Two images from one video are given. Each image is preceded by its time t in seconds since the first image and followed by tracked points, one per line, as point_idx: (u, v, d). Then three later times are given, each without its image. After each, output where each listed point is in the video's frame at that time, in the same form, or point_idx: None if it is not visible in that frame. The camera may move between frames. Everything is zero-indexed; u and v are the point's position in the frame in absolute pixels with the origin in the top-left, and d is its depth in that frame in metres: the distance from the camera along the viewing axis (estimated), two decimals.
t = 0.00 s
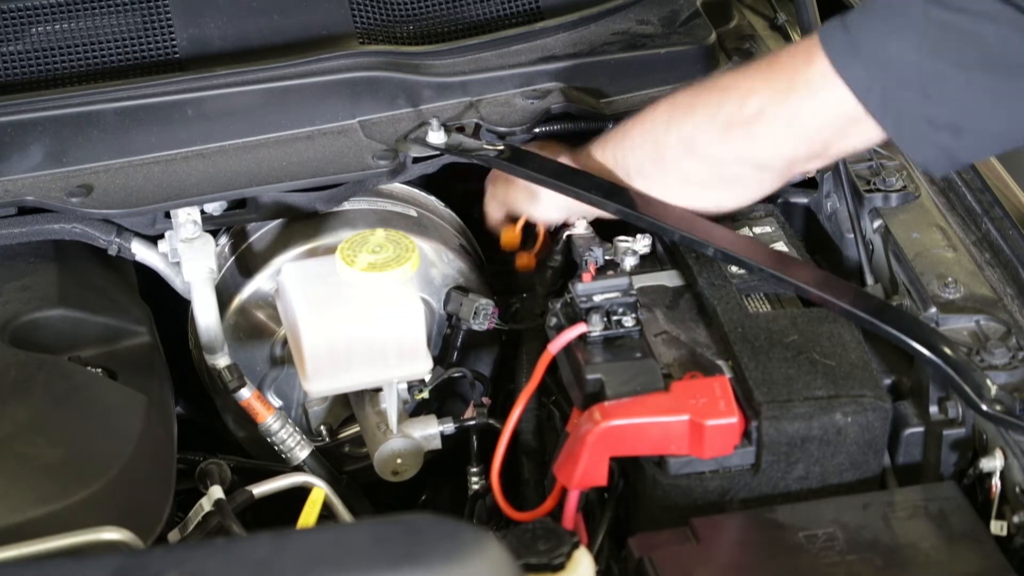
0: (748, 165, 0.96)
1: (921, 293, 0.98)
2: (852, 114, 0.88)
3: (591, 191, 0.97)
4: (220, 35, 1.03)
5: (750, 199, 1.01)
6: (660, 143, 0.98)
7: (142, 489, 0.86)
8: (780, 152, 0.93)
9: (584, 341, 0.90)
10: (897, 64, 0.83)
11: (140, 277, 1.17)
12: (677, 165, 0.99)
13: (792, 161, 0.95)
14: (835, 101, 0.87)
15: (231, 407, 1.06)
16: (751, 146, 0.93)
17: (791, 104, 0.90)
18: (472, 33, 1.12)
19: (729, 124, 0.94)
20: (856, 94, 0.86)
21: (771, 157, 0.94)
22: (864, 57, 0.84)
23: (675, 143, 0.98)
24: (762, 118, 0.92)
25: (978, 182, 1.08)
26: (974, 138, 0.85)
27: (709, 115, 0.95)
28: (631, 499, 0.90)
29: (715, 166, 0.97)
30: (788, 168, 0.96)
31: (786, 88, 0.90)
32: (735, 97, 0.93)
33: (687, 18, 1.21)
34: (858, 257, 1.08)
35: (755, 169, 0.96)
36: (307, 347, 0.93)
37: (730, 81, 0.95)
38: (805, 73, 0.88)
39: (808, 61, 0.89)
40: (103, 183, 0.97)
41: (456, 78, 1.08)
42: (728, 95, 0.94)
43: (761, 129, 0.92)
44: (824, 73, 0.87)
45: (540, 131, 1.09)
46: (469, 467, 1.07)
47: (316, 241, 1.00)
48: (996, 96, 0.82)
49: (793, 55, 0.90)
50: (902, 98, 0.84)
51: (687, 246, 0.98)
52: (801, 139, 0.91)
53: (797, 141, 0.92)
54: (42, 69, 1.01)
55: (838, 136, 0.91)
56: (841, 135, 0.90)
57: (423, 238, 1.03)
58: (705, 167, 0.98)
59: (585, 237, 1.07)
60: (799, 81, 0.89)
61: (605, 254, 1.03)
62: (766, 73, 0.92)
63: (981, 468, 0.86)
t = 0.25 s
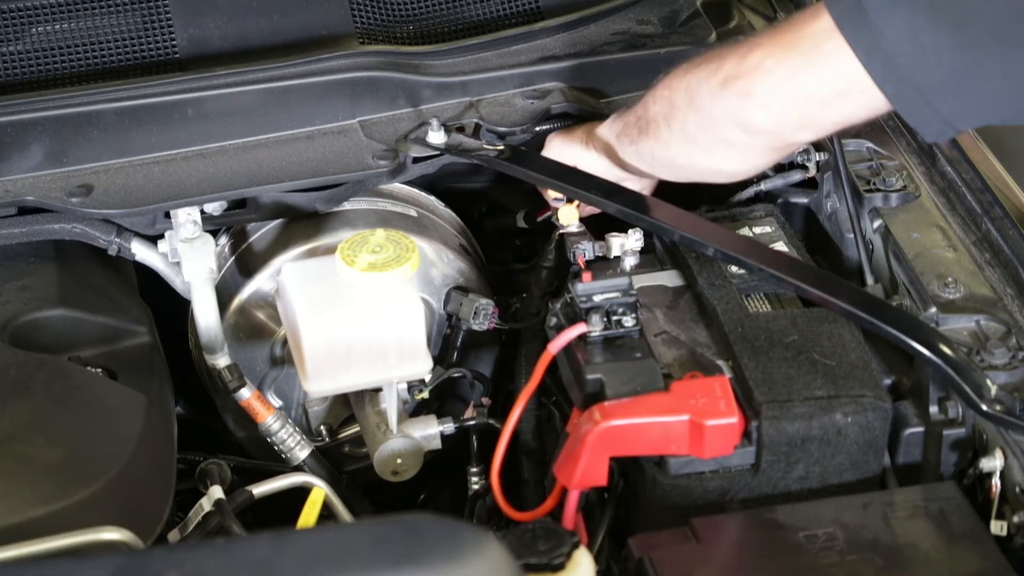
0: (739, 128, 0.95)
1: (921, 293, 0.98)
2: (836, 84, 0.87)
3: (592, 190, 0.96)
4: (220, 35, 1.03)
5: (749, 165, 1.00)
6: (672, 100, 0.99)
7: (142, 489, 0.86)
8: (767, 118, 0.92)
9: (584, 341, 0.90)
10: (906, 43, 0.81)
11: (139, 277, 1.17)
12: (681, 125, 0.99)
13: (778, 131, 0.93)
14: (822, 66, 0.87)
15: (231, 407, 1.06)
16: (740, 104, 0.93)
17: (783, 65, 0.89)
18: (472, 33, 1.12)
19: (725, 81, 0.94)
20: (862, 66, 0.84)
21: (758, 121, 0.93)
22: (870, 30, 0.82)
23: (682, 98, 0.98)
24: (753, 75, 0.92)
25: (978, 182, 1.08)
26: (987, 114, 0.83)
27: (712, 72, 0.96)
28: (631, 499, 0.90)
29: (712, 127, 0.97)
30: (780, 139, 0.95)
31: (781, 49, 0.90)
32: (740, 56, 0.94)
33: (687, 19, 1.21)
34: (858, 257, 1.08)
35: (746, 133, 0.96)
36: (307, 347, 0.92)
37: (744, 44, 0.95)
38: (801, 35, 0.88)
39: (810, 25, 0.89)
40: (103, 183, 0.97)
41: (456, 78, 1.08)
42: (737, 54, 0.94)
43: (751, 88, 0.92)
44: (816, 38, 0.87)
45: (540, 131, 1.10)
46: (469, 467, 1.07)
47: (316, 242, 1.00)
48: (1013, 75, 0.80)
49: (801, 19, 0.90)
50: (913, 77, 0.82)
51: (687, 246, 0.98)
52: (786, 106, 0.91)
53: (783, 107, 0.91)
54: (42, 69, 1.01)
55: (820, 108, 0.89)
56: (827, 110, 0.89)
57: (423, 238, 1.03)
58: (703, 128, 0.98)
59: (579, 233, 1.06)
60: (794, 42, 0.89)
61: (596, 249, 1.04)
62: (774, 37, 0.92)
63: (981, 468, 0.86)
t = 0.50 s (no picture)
0: (739, 144, 0.93)
1: (921, 293, 0.98)
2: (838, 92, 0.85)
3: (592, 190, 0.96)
4: (220, 35, 1.03)
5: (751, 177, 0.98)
6: (674, 112, 0.98)
7: (142, 489, 0.86)
8: (768, 131, 0.90)
9: (584, 341, 0.90)
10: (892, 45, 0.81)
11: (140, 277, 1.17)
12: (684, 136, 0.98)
13: (779, 145, 0.91)
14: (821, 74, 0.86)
15: (231, 407, 1.06)
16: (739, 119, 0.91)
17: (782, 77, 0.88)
18: (472, 33, 1.12)
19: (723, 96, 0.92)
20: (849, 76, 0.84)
21: (758, 136, 0.91)
22: (851, 40, 0.82)
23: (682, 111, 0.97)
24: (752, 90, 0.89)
25: (978, 182, 1.08)
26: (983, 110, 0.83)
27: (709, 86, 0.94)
28: (631, 499, 0.90)
29: (714, 141, 0.95)
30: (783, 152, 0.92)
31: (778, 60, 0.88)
32: (736, 69, 0.92)
33: (687, 19, 1.21)
34: (858, 257, 1.08)
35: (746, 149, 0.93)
36: (307, 347, 0.93)
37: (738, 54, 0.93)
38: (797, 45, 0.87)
39: (806, 35, 0.87)
40: (103, 183, 0.97)
41: (456, 78, 1.08)
42: (734, 67, 0.92)
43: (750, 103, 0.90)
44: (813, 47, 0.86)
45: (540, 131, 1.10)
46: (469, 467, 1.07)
47: (316, 242, 1.00)
48: (995, 75, 0.81)
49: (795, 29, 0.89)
50: (903, 80, 0.82)
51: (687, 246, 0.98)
52: (788, 118, 0.89)
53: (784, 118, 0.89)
54: (42, 69, 1.01)
55: (822, 117, 0.88)
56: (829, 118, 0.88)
57: (424, 238, 1.03)
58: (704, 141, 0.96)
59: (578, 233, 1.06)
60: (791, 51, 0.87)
61: (596, 249, 1.04)
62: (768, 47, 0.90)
63: (981, 468, 0.86)
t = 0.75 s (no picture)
0: (738, 163, 0.98)
1: (921, 293, 0.98)
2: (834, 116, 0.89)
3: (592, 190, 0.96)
4: (220, 35, 1.03)
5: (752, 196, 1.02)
6: (674, 128, 1.01)
7: (142, 489, 0.86)
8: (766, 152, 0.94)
9: (584, 341, 0.90)
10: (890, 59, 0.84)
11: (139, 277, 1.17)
12: (686, 154, 1.01)
13: (779, 163, 0.95)
14: (818, 99, 0.88)
15: (231, 407, 1.06)
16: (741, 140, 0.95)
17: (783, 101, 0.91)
18: (472, 33, 1.12)
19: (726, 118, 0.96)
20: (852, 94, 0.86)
21: (757, 156, 0.95)
22: (846, 56, 0.86)
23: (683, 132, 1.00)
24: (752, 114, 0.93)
25: (978, 182, 1.08)
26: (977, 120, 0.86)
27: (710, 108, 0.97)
28: (631, 499, 0.90)
29: (716, 159, 0.99)
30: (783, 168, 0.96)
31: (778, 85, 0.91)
32: (737, 90, 0.95)
33: (687, 18, 1.21)
34: (858, 257, 1.08)
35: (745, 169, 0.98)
36: (307, 347, 0.93)
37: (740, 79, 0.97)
38: (794, 69, 0.90)
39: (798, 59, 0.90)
40: (103, 183, 0.97)
41: (456, 78, 1.08)
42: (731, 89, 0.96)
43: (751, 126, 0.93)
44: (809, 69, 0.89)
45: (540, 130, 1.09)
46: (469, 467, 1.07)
47: (316, 242, 1.00)
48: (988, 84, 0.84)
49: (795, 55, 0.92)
50: (902, 95, 0.85)
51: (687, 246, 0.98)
52: (785, 139, 0.92)
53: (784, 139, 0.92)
54: (42, 69, 1.01)
55: (817, 137, 0.91)
56: (823, 138, 0.91)
57: (423, 238, 1.03)
58: (704, 160, 1.00)
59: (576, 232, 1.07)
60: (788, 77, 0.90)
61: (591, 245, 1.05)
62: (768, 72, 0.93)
63: (980, 468, 0.86)
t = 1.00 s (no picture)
0: (705, 167, 1.04)
1: (921, 293, 0.98)
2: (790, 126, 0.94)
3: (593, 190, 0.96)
4: (220, 35, 1.03)
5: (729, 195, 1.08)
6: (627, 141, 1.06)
7: (142, 489, 0.86)
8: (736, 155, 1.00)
9: (584, 341, 0.90)
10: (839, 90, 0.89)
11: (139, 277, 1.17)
12: (654, 162, 1.06)
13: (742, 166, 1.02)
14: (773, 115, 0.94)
15: (231, 407, 1.06)
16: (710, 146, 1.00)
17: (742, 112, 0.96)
18: (472, 33, 1.12)
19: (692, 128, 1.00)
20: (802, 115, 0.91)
21: (721, 162, 1.02)
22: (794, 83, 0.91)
23: (649, 144, 1.04)
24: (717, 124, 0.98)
25: (978, 182, 1.08)
26: (925, 149, 0.90)
27: (673, 116, 1.01)
28: (631, 499, 0.90)
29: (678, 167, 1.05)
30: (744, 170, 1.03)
31: (736, 98, 0.96)
32: (690, 104, 1.00)
33: (687, 18, 1.21)
34: (858, 257, 1.09)
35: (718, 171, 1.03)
36: (307, 347, 0.93)
37: (697, 83, 1.00)
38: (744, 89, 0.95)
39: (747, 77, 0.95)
40: (104, 183, 0.97)
41: (456, 78, 1.08)
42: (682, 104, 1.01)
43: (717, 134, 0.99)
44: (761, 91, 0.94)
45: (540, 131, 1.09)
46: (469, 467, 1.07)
47: (316, 242, 1.00)
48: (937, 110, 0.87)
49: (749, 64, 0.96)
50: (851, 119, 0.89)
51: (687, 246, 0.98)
52: (746, 148, 0.99)
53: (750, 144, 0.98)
54: (42, 69, 1.01)
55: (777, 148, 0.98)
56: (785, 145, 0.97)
57: (424, 238, 1.03)
58: (676, 165, 1.05)
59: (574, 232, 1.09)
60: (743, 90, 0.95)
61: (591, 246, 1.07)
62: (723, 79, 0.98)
63: (981, 468, 0.86)
